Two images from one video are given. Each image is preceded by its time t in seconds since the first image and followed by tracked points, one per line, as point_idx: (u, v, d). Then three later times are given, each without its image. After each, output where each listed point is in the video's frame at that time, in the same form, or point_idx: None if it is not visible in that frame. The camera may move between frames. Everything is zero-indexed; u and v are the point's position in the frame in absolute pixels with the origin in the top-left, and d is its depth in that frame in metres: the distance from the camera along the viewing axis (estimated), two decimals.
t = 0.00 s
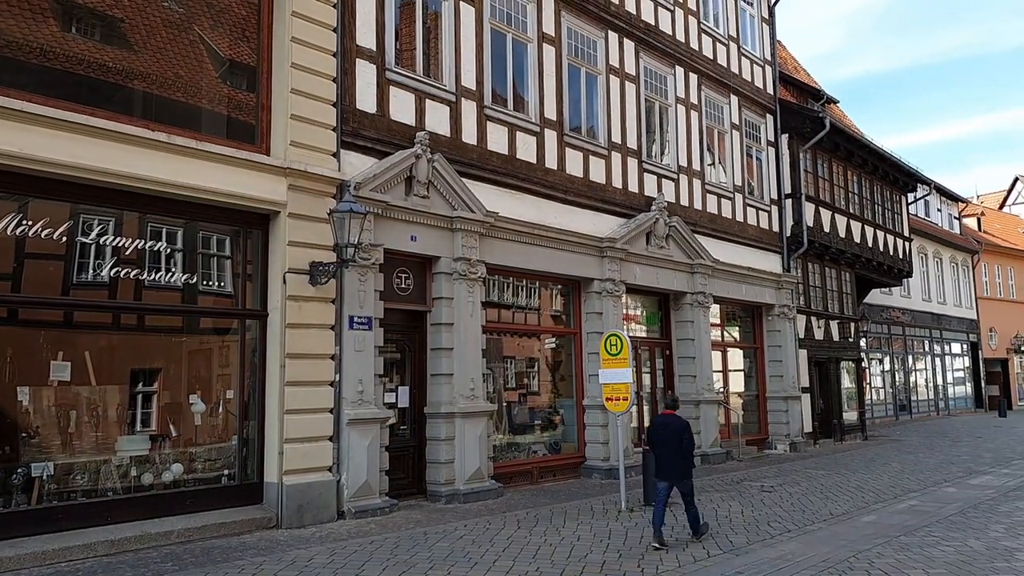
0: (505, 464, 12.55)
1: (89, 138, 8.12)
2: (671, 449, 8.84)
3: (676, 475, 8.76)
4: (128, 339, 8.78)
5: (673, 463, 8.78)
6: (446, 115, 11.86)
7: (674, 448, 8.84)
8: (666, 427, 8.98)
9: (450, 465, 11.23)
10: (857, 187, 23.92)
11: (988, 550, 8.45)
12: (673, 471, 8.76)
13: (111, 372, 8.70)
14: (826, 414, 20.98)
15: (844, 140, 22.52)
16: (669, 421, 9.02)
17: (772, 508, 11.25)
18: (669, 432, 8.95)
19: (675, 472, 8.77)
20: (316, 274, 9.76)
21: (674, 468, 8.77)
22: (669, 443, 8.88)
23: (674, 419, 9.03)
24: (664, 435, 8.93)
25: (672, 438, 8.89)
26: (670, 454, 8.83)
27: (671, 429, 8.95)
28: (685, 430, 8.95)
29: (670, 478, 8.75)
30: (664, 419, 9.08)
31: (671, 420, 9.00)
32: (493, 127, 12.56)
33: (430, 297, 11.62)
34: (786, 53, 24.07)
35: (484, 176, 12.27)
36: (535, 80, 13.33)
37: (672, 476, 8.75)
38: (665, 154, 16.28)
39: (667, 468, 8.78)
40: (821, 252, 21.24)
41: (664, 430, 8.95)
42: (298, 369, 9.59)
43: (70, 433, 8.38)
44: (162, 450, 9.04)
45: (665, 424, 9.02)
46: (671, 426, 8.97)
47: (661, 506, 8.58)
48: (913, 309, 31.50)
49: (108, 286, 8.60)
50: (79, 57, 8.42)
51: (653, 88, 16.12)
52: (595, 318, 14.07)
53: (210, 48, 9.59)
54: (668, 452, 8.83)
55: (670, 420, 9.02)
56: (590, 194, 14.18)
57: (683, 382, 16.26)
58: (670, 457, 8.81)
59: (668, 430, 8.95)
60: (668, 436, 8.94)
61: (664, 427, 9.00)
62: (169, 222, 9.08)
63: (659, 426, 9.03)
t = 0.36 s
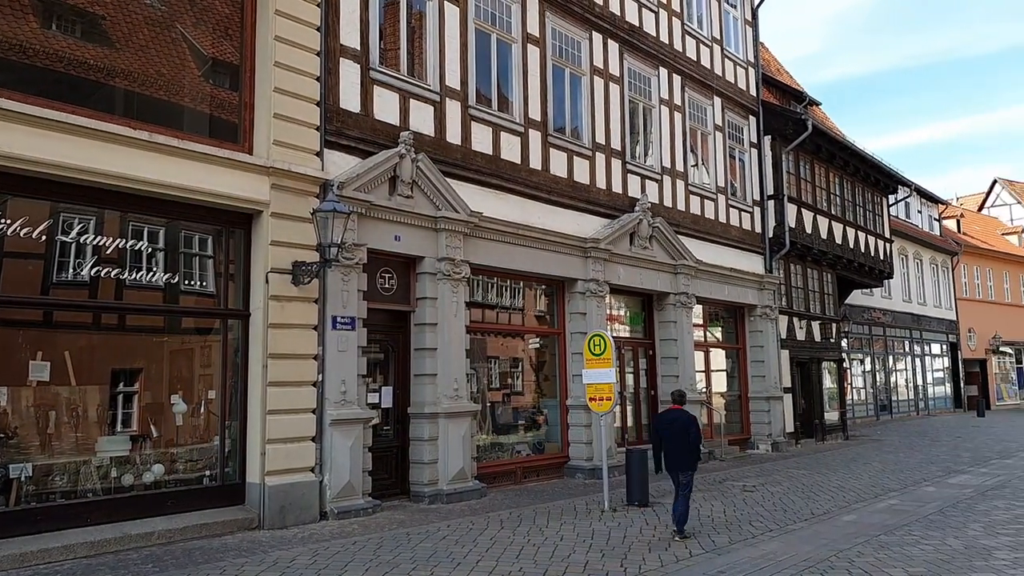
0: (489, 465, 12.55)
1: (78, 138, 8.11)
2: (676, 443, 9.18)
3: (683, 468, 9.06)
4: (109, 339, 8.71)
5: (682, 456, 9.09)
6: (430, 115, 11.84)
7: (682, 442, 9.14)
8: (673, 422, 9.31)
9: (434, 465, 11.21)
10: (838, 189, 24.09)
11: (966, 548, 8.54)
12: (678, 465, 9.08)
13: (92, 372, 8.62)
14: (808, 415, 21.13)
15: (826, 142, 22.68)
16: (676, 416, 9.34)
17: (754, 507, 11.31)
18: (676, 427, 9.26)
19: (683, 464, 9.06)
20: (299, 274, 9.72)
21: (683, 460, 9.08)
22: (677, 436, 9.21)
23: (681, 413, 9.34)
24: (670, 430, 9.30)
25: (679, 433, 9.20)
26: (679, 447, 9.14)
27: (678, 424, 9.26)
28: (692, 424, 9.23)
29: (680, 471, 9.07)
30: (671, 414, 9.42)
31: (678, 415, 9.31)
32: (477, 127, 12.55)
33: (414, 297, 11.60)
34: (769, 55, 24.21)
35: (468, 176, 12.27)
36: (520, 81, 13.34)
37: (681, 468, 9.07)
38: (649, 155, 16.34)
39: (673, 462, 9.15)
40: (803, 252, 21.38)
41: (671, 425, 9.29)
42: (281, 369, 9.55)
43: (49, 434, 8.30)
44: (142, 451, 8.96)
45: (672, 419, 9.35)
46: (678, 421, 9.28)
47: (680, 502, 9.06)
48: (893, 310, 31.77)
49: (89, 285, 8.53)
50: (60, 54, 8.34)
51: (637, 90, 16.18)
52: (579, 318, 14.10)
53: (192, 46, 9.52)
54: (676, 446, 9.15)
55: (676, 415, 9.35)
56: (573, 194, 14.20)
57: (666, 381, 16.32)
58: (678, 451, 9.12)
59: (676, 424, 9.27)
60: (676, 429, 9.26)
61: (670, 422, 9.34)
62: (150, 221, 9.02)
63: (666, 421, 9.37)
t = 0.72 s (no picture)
0: (470, 465, 12.53)
1: (65, 138, 8.08)
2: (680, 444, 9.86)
3: (686, 465, 9.75)
4: (85, 339, 8.62)
5: (684, 454, 9.79)
6: (412, 114, 11.80)
7: (684, 440, 9.87)
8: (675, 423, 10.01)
9: (414, 466, 11.18)
10: (818, 191, 24.28)
11: (941, 546, 8.64)
12: (682, 461, 9.77)
13: (68, 372, 8.52)
14: (787, 415, 21.27)
15: (805, 144, 22.86)
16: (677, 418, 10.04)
17: (733, 507, 11.37)
18: (679, 426, 9.97)
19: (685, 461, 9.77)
20: (279, 273, 9.66)
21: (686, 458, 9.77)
22: (680, 435, 9.91)
23: (682, 413, 10.04)
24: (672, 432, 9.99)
25: (682, 433, 9.92)
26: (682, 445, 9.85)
27: (680, 425, 9.97)
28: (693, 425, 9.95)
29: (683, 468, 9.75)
30: (673, 414, 10.12)
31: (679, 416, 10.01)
32: (459, 128, 12.53)
33: (395, 298, 11.56)
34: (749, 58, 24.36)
35: (450, 176, 12.25)
36: (502, 81, 13.34)
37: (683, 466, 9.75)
38: (630, 157, 16.39)
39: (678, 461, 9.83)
40: (782, 254, 21.53)
41: (675, 424, 9.98)
42: (260, 369, 9.48)
43: (24, 435, 8.18)
44: (119, 452, 8.88)
45: (675, 420, 10.05)
46: (680, 420, 10.00)
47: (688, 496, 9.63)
48: (871, 311, 32.06)
49: (65, 285, 8.44)
50: (36, 51, 8.24)
51: (619, 91, 16.22)
52: (561, 319, 14.12)
53: (172, 44, 9.44)
54: (678, 445, 9.85)
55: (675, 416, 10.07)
56: (555, 195, 14.23)
57: (647, 382, 16.37)
58: (681, 449, 9.82)
59: (678, 424, 9.98)
60: (679, 429, 9.97)
61: (673, 422, 10.03)
62: (128, 220, 8.93)
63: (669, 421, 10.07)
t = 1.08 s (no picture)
0: (449, 466, 12.51)
1: (43, 136, 8.00)
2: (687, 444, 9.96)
3: (688, 465, 9.92)
4: (60, 339, 8.50)
5: (687, 454, 9.94)
6: (392, 114, 11.76)
7: (688, 440, 9.98)
8: (679, 422, 10.14)
9: (393, 467, 11.14)
10: (796, 193, 24.47)
11: (915, 545, 8.74)
12: (685, 461, 9.92)
13: (42, 373, 8.38)
14: (765, 415, 21.42)
15: (783, 147, 23.03)
16: (681, 416, 10.20)
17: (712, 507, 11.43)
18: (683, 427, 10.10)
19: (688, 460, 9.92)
20: (257, 273, 9.58)
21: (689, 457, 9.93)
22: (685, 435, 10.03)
23: (686, 415, 10.18)
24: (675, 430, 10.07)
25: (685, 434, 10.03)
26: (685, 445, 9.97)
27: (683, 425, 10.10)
28: (699, 425, 10.13)
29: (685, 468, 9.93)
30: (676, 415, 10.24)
31: (684, 415, 10.18)
32: (439, 128, 12.50)
33: (375, 298, 11.52)
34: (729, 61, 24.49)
35: (431, 176, 12.22)
36: (482, 82, 13.32)
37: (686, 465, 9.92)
38: (611, 158, 16.43)
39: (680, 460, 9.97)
40: (760, 256, 21.67)
41: (678, 424, 10.12)
42: (238, 370, 9.41)
43: None
44: (94, 454, 8.75)
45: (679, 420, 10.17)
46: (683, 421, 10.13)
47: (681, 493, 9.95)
48: (847, 312, 32.37)
49: (39, 284, 8.32)
50: (10, 46, 8.12)
51: (599, 92, 16.26)
52: (541, 319, 14.13)
53: (149, 41, 9.34)
54: (683, 446, 9.96)
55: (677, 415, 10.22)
56: (536, 195, 14.23)
57: (626, 382, 16.41)
58: (686, 449, 9.93)
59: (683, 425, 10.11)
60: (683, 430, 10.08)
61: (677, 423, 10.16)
62: (104, 219, 8.83)
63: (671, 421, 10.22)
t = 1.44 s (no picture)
0: (428, 466, 12.47)
1: (15, 133, 7.88)
2: (690, 438, 10.27)
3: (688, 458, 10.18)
4: (31, 339, 8.36)
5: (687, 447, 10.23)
6: (371, 113, 11.70)
7: (688, 435, 10.30)
8: (680, 418, 10.47)
9: (371, 468, 11.09)
10: (773, 194, 24.66)
11: (889, 543, 8.83)
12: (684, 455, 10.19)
13: (13, 373, 8.22)
14: (742, 415, 21.57)
15: (761, 149, 23.21)
16: (681, 412, 10.54)
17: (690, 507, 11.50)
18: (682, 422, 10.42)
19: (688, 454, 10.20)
20: (233, 273, 9.50)
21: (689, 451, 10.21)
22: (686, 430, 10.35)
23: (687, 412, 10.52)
24: (679, 424, 10.40)
25: (686, 429, 10.36)
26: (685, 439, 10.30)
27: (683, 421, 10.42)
28: (698, 420, 10.45)
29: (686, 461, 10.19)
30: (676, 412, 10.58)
31: (683, 411, 10.53)
32: (419, 127, 12.46)
33: (353, 297, 11.45)
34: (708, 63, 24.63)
35: (410, 176, 12.18)
36: (462, 81, 13.29)
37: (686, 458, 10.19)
38: (590, 159, 16.47)
39: (681, 453, 10.24)
40: (738, 257, 21.82)
41: (677, 421, 10.45)
42: (214, 370, 9.33)
43: None
44: (67, 456, 8.60)
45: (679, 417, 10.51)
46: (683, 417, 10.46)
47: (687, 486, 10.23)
48: (823, 313, 32.67)
49: (10, 283, 8.20)
50: None
51: (579, 93, 16.29)
52: (520, 319, 14.14)
53: (124, 37, 9.23)
54: (683, 440, 10.29)
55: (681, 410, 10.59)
56: (516, 196, 14.24)
57: (605, 382, 16.46)
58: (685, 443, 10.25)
59: (682, 421, 10.43)
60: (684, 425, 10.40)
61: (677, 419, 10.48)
62: (78, 217, 8.71)
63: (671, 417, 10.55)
